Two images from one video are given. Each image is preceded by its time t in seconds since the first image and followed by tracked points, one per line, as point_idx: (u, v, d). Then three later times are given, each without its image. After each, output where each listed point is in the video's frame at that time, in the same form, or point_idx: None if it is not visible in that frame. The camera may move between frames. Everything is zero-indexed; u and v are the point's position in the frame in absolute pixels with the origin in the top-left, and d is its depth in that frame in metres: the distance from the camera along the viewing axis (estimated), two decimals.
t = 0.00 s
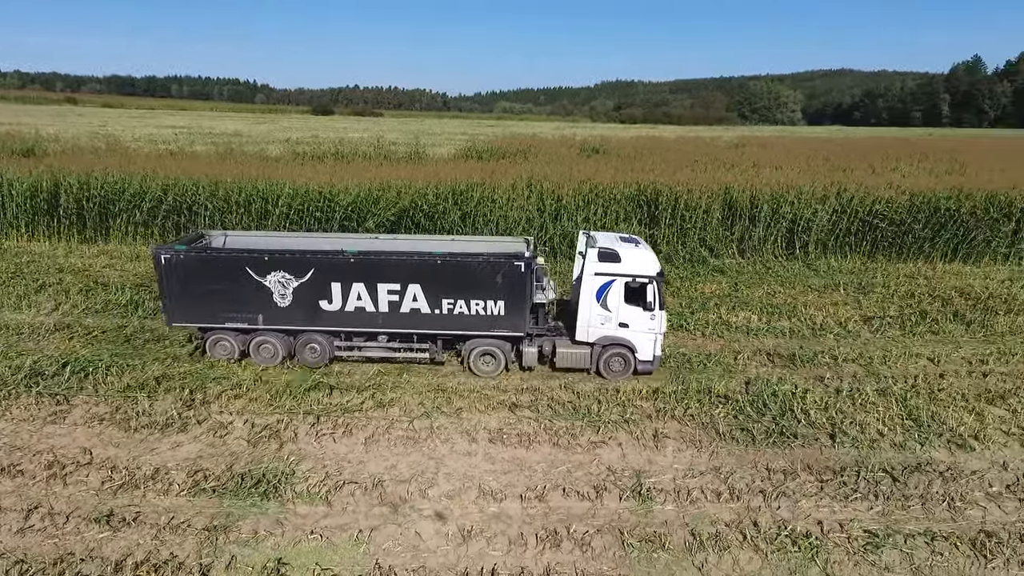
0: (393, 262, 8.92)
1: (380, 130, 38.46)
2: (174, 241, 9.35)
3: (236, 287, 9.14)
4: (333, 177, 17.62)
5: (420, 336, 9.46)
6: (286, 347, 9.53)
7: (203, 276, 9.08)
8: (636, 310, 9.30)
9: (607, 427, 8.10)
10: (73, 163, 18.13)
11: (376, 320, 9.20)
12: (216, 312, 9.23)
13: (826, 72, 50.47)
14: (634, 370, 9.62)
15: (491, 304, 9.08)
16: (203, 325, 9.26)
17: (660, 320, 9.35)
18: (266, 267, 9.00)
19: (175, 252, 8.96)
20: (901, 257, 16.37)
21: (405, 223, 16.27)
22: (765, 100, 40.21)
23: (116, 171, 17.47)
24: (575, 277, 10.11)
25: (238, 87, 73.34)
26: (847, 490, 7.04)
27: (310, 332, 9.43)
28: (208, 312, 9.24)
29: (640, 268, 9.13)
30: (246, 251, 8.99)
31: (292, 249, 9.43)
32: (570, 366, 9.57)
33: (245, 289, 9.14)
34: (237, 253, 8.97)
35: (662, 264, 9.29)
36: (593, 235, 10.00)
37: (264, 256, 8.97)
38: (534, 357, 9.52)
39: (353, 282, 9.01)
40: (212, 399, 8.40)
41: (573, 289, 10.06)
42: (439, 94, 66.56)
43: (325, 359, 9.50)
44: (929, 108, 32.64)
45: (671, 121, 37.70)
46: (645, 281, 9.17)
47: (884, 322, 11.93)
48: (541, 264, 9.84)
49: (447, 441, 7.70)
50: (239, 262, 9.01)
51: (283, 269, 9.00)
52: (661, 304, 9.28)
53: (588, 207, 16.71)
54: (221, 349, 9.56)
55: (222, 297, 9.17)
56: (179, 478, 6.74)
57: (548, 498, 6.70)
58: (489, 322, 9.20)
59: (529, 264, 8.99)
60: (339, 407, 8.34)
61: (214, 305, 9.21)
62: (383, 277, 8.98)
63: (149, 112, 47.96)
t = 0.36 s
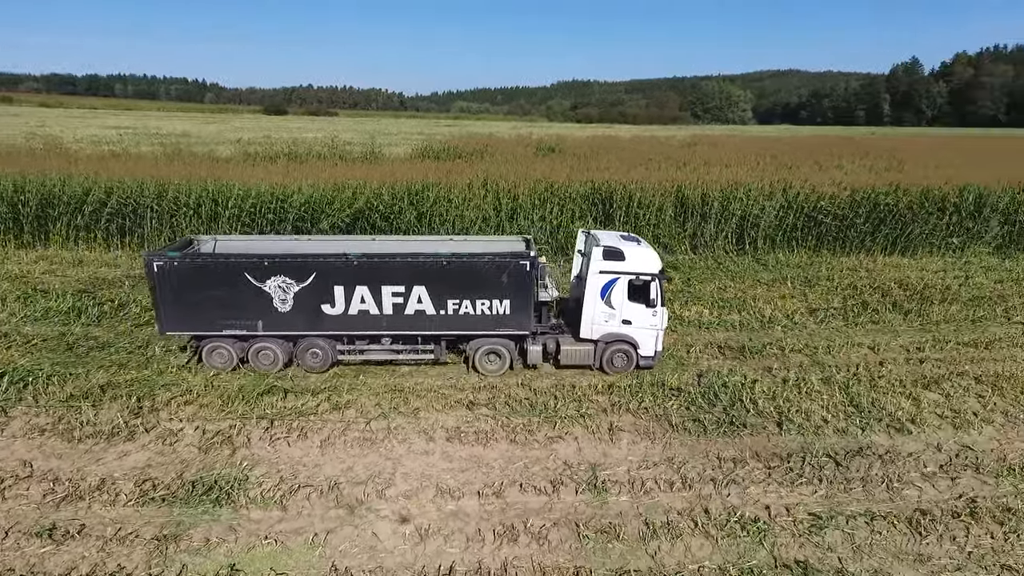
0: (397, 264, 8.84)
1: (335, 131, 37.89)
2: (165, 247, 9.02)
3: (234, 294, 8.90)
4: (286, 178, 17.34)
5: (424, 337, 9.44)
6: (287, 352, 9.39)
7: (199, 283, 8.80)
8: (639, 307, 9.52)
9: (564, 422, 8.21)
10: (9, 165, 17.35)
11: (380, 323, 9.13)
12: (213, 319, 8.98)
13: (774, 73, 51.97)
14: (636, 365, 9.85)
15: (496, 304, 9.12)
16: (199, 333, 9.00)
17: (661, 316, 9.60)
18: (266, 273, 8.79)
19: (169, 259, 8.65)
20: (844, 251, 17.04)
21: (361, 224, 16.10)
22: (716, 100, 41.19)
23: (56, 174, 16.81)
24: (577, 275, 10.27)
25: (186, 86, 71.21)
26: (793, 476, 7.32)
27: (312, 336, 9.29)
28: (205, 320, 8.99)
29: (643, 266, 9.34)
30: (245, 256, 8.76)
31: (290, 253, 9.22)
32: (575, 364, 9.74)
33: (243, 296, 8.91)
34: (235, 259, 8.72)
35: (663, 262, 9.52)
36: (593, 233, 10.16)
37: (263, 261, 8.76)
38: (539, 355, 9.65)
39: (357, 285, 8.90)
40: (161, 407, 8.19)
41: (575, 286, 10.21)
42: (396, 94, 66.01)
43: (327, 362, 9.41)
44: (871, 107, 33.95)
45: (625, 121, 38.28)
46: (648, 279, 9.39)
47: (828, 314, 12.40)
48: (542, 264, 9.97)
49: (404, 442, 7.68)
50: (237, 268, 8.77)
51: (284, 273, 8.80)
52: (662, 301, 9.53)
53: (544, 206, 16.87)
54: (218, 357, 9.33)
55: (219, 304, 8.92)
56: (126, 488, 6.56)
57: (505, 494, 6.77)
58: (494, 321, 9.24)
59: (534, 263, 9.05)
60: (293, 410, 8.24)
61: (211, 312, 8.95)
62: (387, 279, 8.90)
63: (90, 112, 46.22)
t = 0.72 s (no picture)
0: (415, 264, 8.84)
1: (303, 131, 37.42)
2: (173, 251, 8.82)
3: (248, 297, 8.78)
4: (252, 179, 17.10)
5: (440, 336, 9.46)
6: (302, 355, 9.30)
7: (211, 286, 8.65)
8: (652, 302, 9.72)
9: (534, 420, 8.26)
10: None
11: (397, 323, 9.11)
12: (226, 322, 8.85)
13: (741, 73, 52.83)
14: (649, 359, 10.04)
15: (513, 302, 9.20)
16: (211, 338, 8.86)
17: (673, 311, 9.83)
18: (281, 275, 8.68)
19: (181, 262, 8.48)
20: (808, 247, 17.43)
21: (329, 224, 15.95)
22: (685, 100, 41.75)
23: (11, 175, 16.33)
24: (587, 272, 10.41)
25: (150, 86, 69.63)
26: (757, 467, 7.48)
27: (327, 338, 9.23)
28: (218, 323, 8.85)
29: (656, 262, 9.54)
30: (259, 259, 8.64)
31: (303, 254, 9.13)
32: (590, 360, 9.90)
33: (258, 298, 8.79)
34: (250, 261, 8.60)
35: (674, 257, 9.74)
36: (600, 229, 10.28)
37: (278, 263, 8.66)
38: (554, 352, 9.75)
39: (374, 285, 8.86)
40: (123, 412, 8.02)
41: (586, 283, 10.36)
42: (366, 94, 65.47)
43: (342, 364, 9.35)
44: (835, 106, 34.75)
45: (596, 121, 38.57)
46: (661, 274, 9.60)
47: (791, 309, 12.68)
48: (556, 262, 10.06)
49: (372, 442, 7.66)
50: (250, 270, 8.64)
51: (299, 275, 8.70)
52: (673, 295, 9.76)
53: (513, 206, 16.94)
54: (231, 362, 9.20)
55: (233, 307, 8.78)
56: (87, 495, 6.43)
57: (474, 492, 6.79)
58: (510, 320, 9.32)
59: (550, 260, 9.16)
60: (260, 413, 8.14)
61: (224, 316, 8.81)
62: (404, 279, 8.89)
63: (48, 111, 44.95)
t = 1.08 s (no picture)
0: (440, 263, 8.98)
1: (288, 130, 37.16)
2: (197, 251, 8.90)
3: (273, 296, 8.87)
4: (235, 178, 16.99)
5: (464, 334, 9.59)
6: (326, 354, 9.40)
7: (237, 286, 8.73)
8: (671, 299, 10.01)
9: (516, 419, 8.31)
10: None
11: (421, 322, 9.23)
12: (250, 321, 8.94)
13: (726, 72, 53.19)
14: (667, 355, 10.31)
15: (536, 299, 9.36)
16: (234, 337, 8.95)
17: (691, 307, 10.13)
18: (307, 274, 8.78)
19: (206, 262, 8.55)
20: (790, 245, 17.62)
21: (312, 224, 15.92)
22: (671, 99, 42.00)
23: None
24: (605, 270, 10.70)
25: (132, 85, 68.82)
26: (735, 463, 7.57)
27: (351, 337, 9.33)
28: (243, 323, 8.94)
29: (675, 259, 9.84)
30: (285, 259, 8.74)
31: (328, 254, 9.24)
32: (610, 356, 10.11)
33: (283, 298, 8.90)
34: (276, 261, 8.70)
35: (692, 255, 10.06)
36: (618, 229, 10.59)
37: (304, 262, 8.76)
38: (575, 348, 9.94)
39: (398, 284, 8.97)
40: (102, 414, 7.97)
41: (604, 281, 10.64)
42: (352, 94, 65.19)
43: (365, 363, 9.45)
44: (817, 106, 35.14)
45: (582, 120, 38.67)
46: (680, 271, 9.90)
47: (772, 306, 12.83)
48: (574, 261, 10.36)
49: (354, 442, 7.67)
50: (276, 270, 8.74)
51: (325, 274, 8.80)
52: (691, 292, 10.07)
53: (498, 206, 16.98)
54: (254, 362, 9.25)
55: (258, 306, 8.87)
56: (64, 497, 6.39)
57: (455, 491, 6.82)
58: (533, 317, 9.47)
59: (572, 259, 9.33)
60: (241, 414, 8.12)
61: (249, 315, 8.90)
62: (428, 278, 9.02)
63: (27, 112, 44.35)
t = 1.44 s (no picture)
0: (470, 263, 9.13)
1: (277, 130, 37.06)
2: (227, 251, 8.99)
3: (304, 296, 8.99)
4: (221, 179, 16.94)
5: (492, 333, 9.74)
6: (355, 353, 9.53)
7: (269, 286, 8.84)
8: (694, 296, 10.29)
9: (500, 418, 8.36)
10: None
11: (450, 321, 9.38)
12: (281, 320, 9.05)
13: (714, 72, 53.52)
14: (690, 351, 10.59)
15: (564, 298, 9.54)
16: (265, 336, 9.06)
17: (713, 304, 10.40)
18: (338, 274, 8.90)
19: (238, 263, 8.65)
20: (775, 244, 17.76)
21: (298, 225, 15.93)
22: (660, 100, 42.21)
23: None
24: (627, 268, 10.94)
25: (120, 86, 68.33)
26: (716, 460, 7.65)
27: (381, 336, 9.46)
28: (275, 323, 9.05)
29: (698, 257, 10.11)
30: (316, 259, 8.85)
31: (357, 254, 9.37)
32: (636, 353, 10.34)
33: (315, 298, 9.02)
34: (308, 262, 8.82)
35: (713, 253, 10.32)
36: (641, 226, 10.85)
37: (335, 262, 8.87)
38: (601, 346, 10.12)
39: (428, 283, 9.12)
40: (85, 416, 7.96)
41: (627, 279, 10.90)
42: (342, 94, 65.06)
43: (395, 361, 9.58)
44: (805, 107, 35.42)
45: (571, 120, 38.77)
46: (703, 269, 10.17)
47: (756, 304, 12.96)
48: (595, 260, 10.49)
49: (337, 441, 7.69)
50: (308, 270, 8.85)
51: (357, 274, 8.93)
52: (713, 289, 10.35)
53: (484, 206, 17.04)
54: (285, 360, 9.40)
55: (289, 306, 8.99)
56: (45, 499, 6.39)
57: (438, 490, 6.86)
58: (560, 316, 9.66)
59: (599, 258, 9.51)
60: (225, 414, 8.13)
61: (280, 315, 9.02)
62: (458, 277, 9.18)
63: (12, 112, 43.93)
